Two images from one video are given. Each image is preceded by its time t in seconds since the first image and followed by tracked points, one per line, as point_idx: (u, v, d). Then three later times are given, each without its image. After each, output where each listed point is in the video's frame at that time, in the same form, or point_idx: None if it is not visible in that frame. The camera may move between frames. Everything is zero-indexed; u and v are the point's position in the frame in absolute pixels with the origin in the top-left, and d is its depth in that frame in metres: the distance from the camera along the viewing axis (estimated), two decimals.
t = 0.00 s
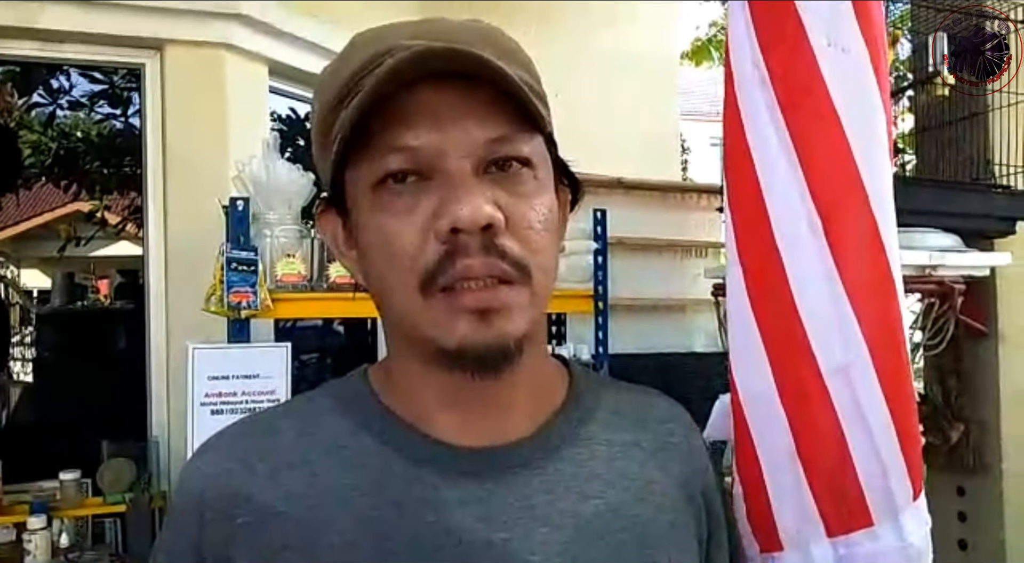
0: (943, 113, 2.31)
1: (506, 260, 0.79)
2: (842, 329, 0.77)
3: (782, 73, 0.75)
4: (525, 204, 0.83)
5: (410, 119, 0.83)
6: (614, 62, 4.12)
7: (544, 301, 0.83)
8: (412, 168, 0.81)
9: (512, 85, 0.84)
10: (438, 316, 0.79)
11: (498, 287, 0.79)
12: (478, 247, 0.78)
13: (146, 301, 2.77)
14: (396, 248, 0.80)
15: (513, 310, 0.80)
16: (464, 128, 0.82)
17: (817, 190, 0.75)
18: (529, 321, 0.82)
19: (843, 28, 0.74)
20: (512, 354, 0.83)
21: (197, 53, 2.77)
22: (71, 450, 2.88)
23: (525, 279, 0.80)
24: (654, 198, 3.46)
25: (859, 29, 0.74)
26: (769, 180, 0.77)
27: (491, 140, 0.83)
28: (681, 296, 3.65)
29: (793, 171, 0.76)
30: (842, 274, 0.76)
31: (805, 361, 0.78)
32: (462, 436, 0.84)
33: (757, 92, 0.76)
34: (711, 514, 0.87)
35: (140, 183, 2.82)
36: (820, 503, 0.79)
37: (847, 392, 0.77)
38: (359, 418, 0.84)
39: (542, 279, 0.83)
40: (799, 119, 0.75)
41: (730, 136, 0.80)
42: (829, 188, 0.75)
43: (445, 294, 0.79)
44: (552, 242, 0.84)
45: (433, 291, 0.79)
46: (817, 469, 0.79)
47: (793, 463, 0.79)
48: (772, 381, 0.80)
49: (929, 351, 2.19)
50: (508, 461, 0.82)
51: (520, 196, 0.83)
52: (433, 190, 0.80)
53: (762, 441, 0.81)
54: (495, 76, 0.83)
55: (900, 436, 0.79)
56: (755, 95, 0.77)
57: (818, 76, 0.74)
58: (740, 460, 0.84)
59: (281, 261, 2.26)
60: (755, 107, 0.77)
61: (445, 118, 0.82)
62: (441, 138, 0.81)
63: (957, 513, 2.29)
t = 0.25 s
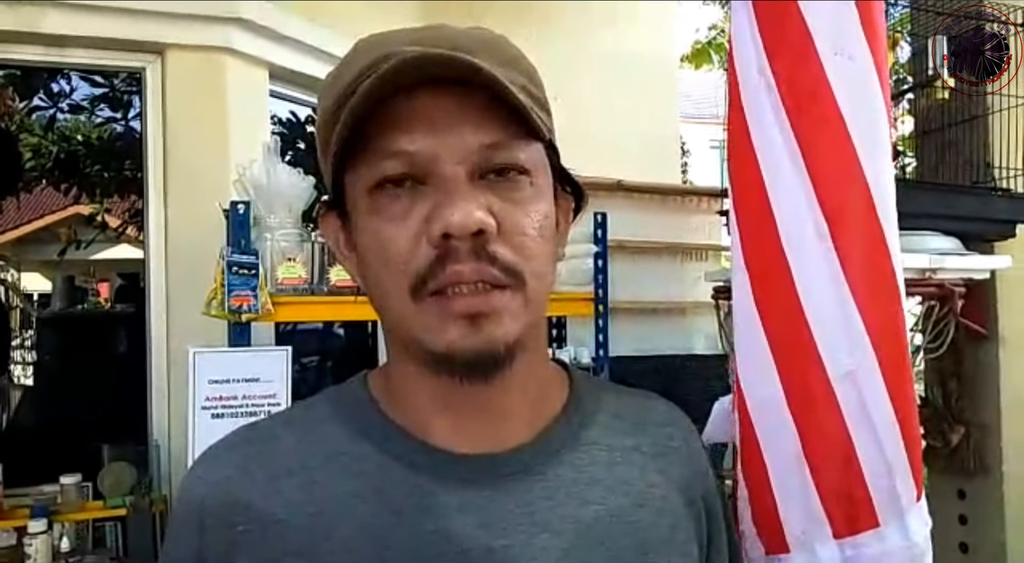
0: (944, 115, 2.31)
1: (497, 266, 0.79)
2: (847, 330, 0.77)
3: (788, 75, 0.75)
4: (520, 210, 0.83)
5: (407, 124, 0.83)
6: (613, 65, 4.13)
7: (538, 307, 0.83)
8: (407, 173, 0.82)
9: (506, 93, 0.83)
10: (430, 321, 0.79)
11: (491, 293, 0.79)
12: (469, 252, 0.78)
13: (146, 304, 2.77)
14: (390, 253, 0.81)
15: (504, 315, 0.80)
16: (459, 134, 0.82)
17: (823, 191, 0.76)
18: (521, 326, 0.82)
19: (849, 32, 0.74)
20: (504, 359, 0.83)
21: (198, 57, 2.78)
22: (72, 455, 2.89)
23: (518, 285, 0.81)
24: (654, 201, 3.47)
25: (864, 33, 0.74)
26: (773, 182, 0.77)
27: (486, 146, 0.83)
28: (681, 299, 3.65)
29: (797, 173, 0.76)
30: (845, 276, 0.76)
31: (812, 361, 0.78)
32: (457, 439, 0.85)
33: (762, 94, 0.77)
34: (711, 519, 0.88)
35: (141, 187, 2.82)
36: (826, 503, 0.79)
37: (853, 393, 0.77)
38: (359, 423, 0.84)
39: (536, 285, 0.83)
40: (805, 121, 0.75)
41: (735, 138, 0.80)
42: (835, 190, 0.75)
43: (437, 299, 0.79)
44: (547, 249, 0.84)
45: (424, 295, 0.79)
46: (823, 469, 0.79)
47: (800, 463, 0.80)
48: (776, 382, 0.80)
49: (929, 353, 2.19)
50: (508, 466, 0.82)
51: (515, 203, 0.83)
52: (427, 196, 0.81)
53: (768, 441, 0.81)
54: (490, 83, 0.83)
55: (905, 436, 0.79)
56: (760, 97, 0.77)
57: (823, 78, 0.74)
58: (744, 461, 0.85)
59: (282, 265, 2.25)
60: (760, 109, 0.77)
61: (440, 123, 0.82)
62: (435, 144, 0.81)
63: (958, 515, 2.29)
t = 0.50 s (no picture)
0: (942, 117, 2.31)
1: (477, 276, 0.80)
2: (843, 335, 0.80)
3: (786, 91, 0.79)
4: (503, 219, 0.83)
5: (388, 134, 0.83)
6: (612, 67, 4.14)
7: (523, 317, 0.83)
8: (390, 183, 0.82)
9: (484, 102, 0.82)
10: (411, 329, 0.80)
11: (470, 304, 0.80)
12: (448, 263, 0.79)
13: (145, 307, 2.77)
14: (373, 262, 0.82)
15: (483, 326, 0.81)
16: (439, 143, 0.82)
17: (819, 201, 0.79)
18: (504, 336, 0.82)
19: (845, 53, 0.78)
20: (487, 368, 0.83)
21: (197, 59, 2.78)
22: (71, 459, 2.88)
23: (500, 295, 0.81)
24: (653, 203, 3.47)
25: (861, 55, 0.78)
26: (771, 194, 0.80)
27: (468, 154, 0.82)
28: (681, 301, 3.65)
29: (796, 186, 0.79)
30: (843, 284, 0.80)
31: (808, 365, 0.81)
32: (448, 441, 0.84)
33: (759, 108, 0.80)
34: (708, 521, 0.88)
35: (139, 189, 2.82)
36: (822, 503, 0.82)
37: (847, 396, 0.81)
38: (356, 425, 0.84)
39: (518, 295, 0.82)
40: (803, 135, 0.79)
41: (732, 151, 0.83)
42: (832, 200, 0.79)
43: (418, 309, 0.80)
44: (533, 259, 0.84)
45: (407, 305, 0.80)
46: (820, 470, 0.82)
47: (797, 465, 0.82)
48: (773, 387, 0.82)
49: (927, 354, 2.19)
50: (505, 468, 0.82)
51: (498, 211, 0.83)
52: (407, 206, 0.81)
53: (762, 445, 0.83)
54: (468, 93, 0.82)
55: (899, 438, 0.82)
56: (757, 111, 0.80)
57: (821, 96, 0.78)
58: (736, 464, 0.86)
59: (281, 268, 2.26)
60: (756, 123, 0.81)
61: (418, 133, 0.82)
62: (416, 153, 0.81)
63: (956, 517, 2.29)
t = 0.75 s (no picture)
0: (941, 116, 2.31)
1: (472, 279, 0.80)
2: (840, 335, 0.80)
3: (781, 92, 0.79)
4: (500, 221, 0.82)
5: (383, 136, 0.83)
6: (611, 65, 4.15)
7: (521, 320, 0.83)
8: (386, 185, 0.82)
9: (478, 104, 0.82)
10: (406, 332, 0.80)
11: (466, 306, 0.80)
12: (443, 266, 0.79)
13: (144, 308, 2.77)
14: (369, 265, 0.82)
15: (479, 328, 0.80)
16: (433, 144, 0.82)
17: (815, 201, 0.79)
18: (503, 338, 0.82)
19: (837, 52, 0.78)
20: (485, 371, 0.83)
21: (195, 60, 2.78)
22: (69, 461, 2.87)
23: (497, 297, 0.81)
24: (653, 202, 3.46)
25: (856, 52, 0.78)
26: (765, 194, 0.80)
27: (463, 156, 0.82)
28: (681, 300, 3.65)
29: (791, 185, 0.79)
30: (837, 283, 0.80)
31: (805, 365, 0.81)
32: (449, 442, 0.84)
33: (755, 109, 0.80)
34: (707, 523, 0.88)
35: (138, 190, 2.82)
36: (818, 499, 0.82)
37: (842, 396, 0.81)
38: (355, 426, 0.84)
39: (517, 298, 0.82)
40: (798, 136, 0.79)
41: (727, 150, 0.83)
42: (828, 201, 0.79)
43: (415, 311, 0.80)
44: (531, 260, 0.84)
45: (403, 306, 0.80)
46: (817, 468, 0.82)
47: (792, 464, 0.82)
48: (769, 386, 0.82)
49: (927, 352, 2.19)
50: (504, 469, 0.82)
51: (495, 213, 0.82)
52: (402, 208, 0.81)
53: (760, 444, 0.83)
54: (461, 95, 0.82)
55: (894, 437, 0.82)
56: (753, 112, 0.80)
57: (816, 94, 0.78)
58: (731, 463, 0.87)
59: (280, 268, 2.26)
60: (751, 123, 0.81)
61: (410, 136, 0.82)
62: (410, 155, 0.81)
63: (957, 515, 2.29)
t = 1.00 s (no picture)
0: (939, 118, 2.30)
1: (505, 269, 0.80)
2: (835, 335, 0.80)
3: (779, 93, 0.79)
4: (521, 211, 0.83)
5: (394, 140, 0.83)
6: (610, 67, 4.14)
7: (547, 309, 0.84)
8: (404, 187, 0.82)
9: (495, 93, 0.84)
10: (437, 329, 0.80)
11: (500, 296, 0.80)
12: (475, 260, 0.79)
13: (143, 309, 2.77)
14: (395, 268, 0.81)
15: (513, 319, 0.80)
16: (449, 139, 0.82)
17: (812, 203, 0.79)
18: (534, 331, 0.82)
19: (831, 52, 0.78)
20: (518, 364, 0.83)
21: (195, 61, 2.77)
22: (65, 460, 2.86)
23: (526, 286, 0.81)
24: (651, 204, 3.46)
25: (847, 50, 0.78)
26: (764, 199, 0.80)
27: (478, 150, 0.83)
28: (679, 302, 3.65)
29: (790, 188, 0.79)
30: (834, 285, 0.80)
31: (801, 367, 0.81)
32: (453, 443, 0.84)
33: (755, 110, 0.80)
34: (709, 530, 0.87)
35: (136, 190, 2.81)
36: (812, 495, 0.82)
37: (839, 397, 0.80)
38: (358, 431, 0.84)
39: (543, 285, 0.83)
40: (796, 137, 0.78)
41: (722, 155, 0.83)
42: (824, 202, 0.79)
43: (447, 308, 0.79)
44: (551, 247, 0.85)
45: (434, 305, 0.79)
46: (809, 470, 0.82)
47: (788, 466, 0.82)
48: (766, 389, 0.82)
49: (925, 355, 2.18)
50: (509, 475, 0.82)
51: (514, 204, 0.83)
52: (424, 208, 0.81)
53: (755, 446, 0.83)
54: (478, 90, 0.84)
55: (888, 438, 0.82)
56: (751, 114, 0.80)
57: (811, 96, 0.78)
58: (727, 463, 0.86)
59: (279, 269, 2.25)
60: (750, 125, 0.80)
61: (425, 136, 0.83)
62: (427, 154, 0.82)
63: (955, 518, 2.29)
